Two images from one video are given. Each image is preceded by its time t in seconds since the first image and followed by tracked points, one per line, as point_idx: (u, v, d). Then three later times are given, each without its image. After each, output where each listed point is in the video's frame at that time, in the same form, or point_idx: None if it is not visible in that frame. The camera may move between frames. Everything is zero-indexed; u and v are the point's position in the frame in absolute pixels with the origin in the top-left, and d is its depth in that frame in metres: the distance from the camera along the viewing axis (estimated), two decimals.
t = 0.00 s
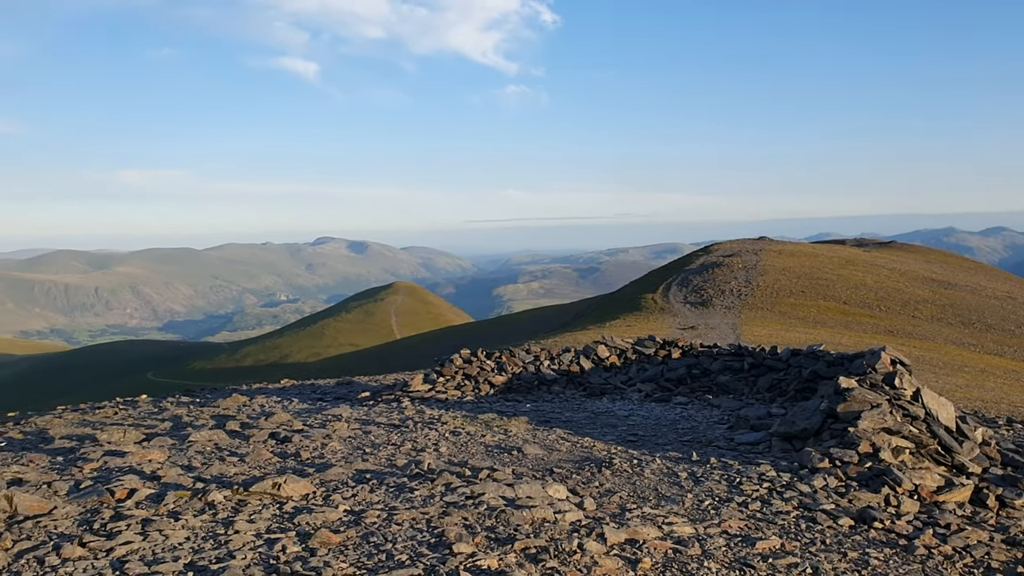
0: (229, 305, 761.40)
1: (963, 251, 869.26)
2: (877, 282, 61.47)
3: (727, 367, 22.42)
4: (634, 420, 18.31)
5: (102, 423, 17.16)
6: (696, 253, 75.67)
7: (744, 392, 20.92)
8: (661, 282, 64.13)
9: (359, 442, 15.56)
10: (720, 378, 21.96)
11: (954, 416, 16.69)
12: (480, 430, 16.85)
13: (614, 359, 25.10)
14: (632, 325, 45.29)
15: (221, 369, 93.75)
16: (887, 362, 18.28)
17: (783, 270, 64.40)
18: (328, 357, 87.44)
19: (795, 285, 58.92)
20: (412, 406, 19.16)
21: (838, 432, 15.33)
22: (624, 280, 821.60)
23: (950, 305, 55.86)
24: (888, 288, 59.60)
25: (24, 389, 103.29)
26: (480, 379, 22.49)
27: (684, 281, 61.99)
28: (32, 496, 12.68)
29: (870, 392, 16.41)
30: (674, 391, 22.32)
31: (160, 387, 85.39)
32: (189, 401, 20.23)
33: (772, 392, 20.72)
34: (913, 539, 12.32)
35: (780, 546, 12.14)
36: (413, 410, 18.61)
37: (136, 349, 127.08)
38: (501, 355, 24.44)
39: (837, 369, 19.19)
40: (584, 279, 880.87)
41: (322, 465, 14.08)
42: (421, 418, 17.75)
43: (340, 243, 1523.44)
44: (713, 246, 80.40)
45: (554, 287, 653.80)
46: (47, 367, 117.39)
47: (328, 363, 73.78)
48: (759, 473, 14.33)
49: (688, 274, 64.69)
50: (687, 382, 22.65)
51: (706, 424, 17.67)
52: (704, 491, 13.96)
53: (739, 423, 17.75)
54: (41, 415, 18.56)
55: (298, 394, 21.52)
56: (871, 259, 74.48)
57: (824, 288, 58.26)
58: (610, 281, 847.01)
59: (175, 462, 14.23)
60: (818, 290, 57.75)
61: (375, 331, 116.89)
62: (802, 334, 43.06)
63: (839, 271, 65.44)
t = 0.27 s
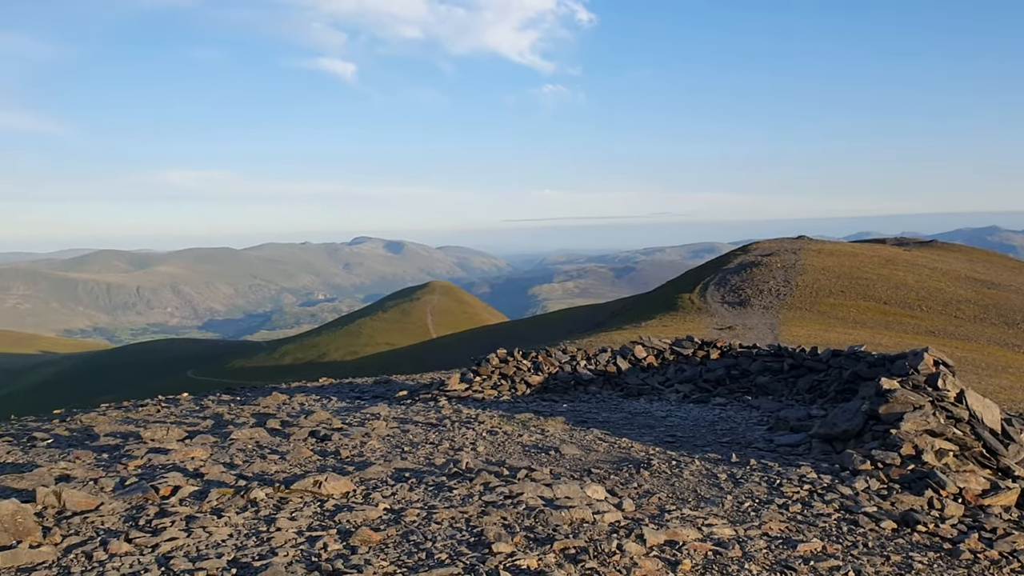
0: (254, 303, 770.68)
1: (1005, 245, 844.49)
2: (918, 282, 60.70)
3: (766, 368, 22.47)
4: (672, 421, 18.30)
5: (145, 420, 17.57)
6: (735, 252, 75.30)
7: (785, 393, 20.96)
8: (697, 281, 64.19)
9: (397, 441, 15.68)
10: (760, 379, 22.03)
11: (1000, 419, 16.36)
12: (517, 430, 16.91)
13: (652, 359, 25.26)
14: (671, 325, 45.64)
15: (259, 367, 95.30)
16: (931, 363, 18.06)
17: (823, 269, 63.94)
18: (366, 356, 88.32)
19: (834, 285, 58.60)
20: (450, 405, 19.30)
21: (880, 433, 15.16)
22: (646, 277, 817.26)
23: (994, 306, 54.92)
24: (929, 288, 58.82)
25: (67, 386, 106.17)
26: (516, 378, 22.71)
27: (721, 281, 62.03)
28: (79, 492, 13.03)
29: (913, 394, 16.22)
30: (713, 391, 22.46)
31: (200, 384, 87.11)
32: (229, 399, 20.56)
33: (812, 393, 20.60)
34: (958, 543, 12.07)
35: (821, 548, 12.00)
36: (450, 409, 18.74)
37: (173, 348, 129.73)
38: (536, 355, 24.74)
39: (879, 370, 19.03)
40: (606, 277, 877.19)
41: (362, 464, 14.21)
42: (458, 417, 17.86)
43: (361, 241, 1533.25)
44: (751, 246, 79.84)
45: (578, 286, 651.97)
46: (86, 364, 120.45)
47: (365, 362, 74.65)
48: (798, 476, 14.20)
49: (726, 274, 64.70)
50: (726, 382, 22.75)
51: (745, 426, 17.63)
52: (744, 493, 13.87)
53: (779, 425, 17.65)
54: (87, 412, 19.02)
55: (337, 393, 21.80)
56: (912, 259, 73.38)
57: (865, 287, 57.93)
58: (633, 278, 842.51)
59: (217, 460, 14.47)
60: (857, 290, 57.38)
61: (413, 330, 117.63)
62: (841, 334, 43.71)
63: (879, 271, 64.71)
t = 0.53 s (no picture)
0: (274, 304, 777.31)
1: None
2: (952, 282, 59.85)
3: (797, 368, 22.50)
4: (702, 421, 18.29)
5: (178, 417, 17.89)
6: (765, 252, 74.74)
7: (816, 392, 21.05)
8: (727, 281, 64.13)
9: (427, 438, 15.76)
10: (791, 379, 22.09)
11: None
12: (547, 428, 16.96)
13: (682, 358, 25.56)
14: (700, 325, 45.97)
15: (290, 365, 96.44)
16: (966, 363, 17.83)
17: (854, 269, 63.34)
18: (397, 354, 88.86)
19: (865, 284, 58.09)
20: (478, 403, 19.39)
21: (914, 434, 15.00)
22: (665, 278, 812.76)
23: None
24: (963, 289, 57.96)
25: (100, 386, 108.40)
26: (544, 377, 23.08)
27: (751, 281, 61.82)
28: (115, 487, 13.32)
29: (947, 394, 16.02)
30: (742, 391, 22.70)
31: (233, 382, 88.27)
32: (261, 396, 20.91)
33: (844, 394, 20.44)
34: (995, 544, 11.88)
35: (854, 549, 11.86)
36: (479, 407, 18.84)
37: (202, 347, 131.76)
38: (566, 354, 25.05)
39: (912, 370, 18.92)
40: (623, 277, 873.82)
41: (393, 461, 14.30)
42: (488, 416, 17.91)
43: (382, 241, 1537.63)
44: (780, 245, 79.26)
45: (597, 286, 650.03)
46: (117, 364, 122.87)
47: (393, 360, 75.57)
48: (830, 476, 14.12)
49: (756, 273, 64.50)
50: (757, 383, 22.93)
51: (776, 427, 17.61)
52: (775, 493, 13.79)
53: (811, 425, 17.55)
54: (121, 408, 19.48)
55: (367, 390, 22.06)
56: (946, 259, 72.18)
57: (897, 287, 57.30)
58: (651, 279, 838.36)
59: (249, 457, 14.68)
60: (889, 290, 56.81)
61: (443, 329, 117.93)
62: (874, 334, 43.46)
63: (911, 270, 63.90)
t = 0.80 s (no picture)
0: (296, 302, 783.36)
1: None
2: (990, 282, 58.78)
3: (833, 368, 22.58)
4: (737, 421, 18.25)
5: (212, 414, 18.19)
6: (798, 251, 73.95)
7: (852, 392, 21.16)
8: (760, 279, 63.86)
9: (460, 436, 15.85)
10: (826, 379, 22.18)
11: None
12: (580, 427, 16.99)
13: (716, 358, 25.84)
14: (733, 324, 46.17)
15: (323, 362, 97.33)
16: (1005, 364, 17.57)
17: (889, 268, 62.55)
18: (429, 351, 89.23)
19: (901, 284, 57.39)
20: (510, 402, 19.55)
21: (952, 434, 14.82)
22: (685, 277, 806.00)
23: None
24: (1002, 289, 56.88)
25: (134, 381, 110.50)
26: (577, 375, 23.80)
27: (784, 279, 61.47)
28: (153, 483, 13.55)
29: (986, 395, 15.79)
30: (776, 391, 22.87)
31: (267, 379, 89.28)
32: (295, 394, 21.26)
33: (880, 394, 20.50)
34: None
35: (892, 551, 11.70)
36: (510, 407, 18.95)
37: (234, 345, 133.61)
38: (598, 353, 25.86)
39: (950, 370, 18.85)
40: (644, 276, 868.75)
41: (427, 458, 14.41)
42: (519, 414, 17.91)
43: (416, 240, 1537.39)
44: (814, 244, 78.49)
45: (618, 284, 645.97)
46: (151, 361, 125.20)
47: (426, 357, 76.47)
48: (866, 477, 13.99)
49: (790, 272, 64.10)
50: (791, 382, 23.09)
51: (811, 427, 17.55)
52: (811, 493, 13.68)
53: (846, 425, 17.43)
54: (158, 405, 19.95)
55: (399, 388, 22.31)
56: (986, 258, 70.74)
57: (933, 287, 56.46)
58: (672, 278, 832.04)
59: (285, 453, 14.87)
60: (926, 289, 56.02)
61: (473, 327, 117.76)
62: (911, 333, 43.04)
63: (949, 269, 62.86)
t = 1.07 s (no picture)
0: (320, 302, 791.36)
1: None
2: None
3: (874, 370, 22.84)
4: (775, 422, 18.18)
5: (251, 412, 18.57)
6: (837, 250, 73.13)
7: (893, 393, 21.40)
8: (798, 279, 63.59)
9: (495, 435, 15.94)
10: (867, 380, 22.40)
11: None
12: (616, 428, 17.00)
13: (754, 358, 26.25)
14: (772, 324, 46.40)
15: (359, 361, 98.28)
16: None
17: (930, 267, 61.69)
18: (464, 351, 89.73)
19: (942, 283, 56.62)
20: (546, 402, 19.71)
21: (997, 436, 14.56)
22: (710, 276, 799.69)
23: None
24: None
25: (171, 379, 112.92)
26: (612, 376, 23.99)
27: (823, 279, 61.10)
28: (195, 479, 13.77)
29: None
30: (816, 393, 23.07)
31: (305, 377, 90.42)
32: (332, 392, 21.68)
33: (922, 395, 20.70)
34: None
35: (935, 555, 11.49)
36: (547, 406, 19.08)
37: (267, 343, 135.60)
38: (634, 353, 26.00)
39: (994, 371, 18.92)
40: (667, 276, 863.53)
41: (464, 457, 14.52)
42: (554, 414, 17.94)
43: (444, 238, 1543.36)
44: (853, 243, 77.67)
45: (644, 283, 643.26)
46: (187, 359, 127.78)
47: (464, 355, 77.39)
48: (906, 480, 13.82)
49: (828, 271, 63.67)
50: (831, 383, 23.35)
51: (851, 428, 17.43)
52: (851, 496, 13.52)
53: (887, 427, 17.25)
54: (200, 402, 20.52)
55: (436, 387, 22.73)
56: None
57: (975, 287, 55.55)
58: (696, 277, 825.93)
59: (323, 451, 15.05)
60: (968, 290, 55.16)
61: (508, 327, 117.80)
62: (952, 334, 42.90)
63: (993, 269, 61.68)
